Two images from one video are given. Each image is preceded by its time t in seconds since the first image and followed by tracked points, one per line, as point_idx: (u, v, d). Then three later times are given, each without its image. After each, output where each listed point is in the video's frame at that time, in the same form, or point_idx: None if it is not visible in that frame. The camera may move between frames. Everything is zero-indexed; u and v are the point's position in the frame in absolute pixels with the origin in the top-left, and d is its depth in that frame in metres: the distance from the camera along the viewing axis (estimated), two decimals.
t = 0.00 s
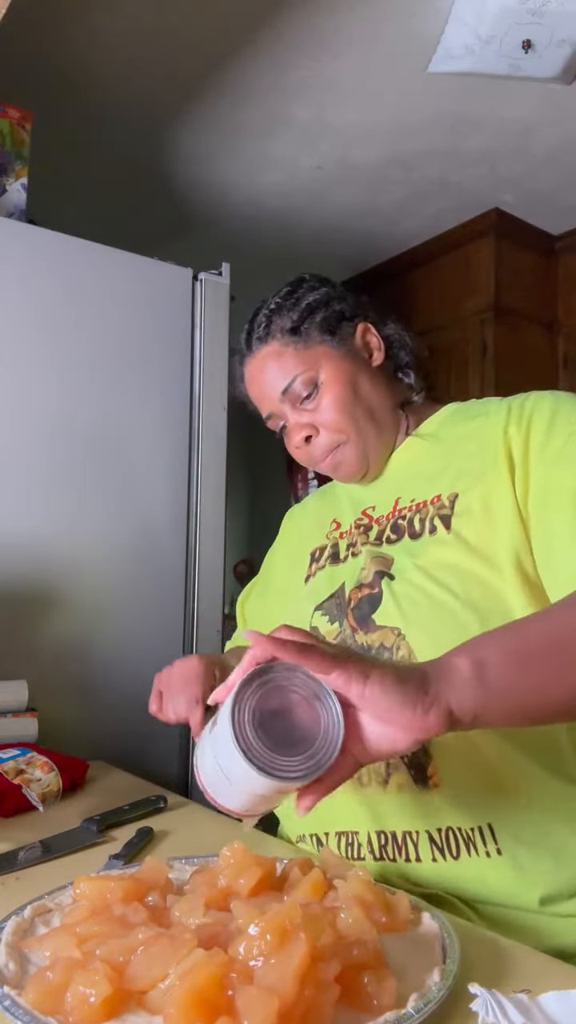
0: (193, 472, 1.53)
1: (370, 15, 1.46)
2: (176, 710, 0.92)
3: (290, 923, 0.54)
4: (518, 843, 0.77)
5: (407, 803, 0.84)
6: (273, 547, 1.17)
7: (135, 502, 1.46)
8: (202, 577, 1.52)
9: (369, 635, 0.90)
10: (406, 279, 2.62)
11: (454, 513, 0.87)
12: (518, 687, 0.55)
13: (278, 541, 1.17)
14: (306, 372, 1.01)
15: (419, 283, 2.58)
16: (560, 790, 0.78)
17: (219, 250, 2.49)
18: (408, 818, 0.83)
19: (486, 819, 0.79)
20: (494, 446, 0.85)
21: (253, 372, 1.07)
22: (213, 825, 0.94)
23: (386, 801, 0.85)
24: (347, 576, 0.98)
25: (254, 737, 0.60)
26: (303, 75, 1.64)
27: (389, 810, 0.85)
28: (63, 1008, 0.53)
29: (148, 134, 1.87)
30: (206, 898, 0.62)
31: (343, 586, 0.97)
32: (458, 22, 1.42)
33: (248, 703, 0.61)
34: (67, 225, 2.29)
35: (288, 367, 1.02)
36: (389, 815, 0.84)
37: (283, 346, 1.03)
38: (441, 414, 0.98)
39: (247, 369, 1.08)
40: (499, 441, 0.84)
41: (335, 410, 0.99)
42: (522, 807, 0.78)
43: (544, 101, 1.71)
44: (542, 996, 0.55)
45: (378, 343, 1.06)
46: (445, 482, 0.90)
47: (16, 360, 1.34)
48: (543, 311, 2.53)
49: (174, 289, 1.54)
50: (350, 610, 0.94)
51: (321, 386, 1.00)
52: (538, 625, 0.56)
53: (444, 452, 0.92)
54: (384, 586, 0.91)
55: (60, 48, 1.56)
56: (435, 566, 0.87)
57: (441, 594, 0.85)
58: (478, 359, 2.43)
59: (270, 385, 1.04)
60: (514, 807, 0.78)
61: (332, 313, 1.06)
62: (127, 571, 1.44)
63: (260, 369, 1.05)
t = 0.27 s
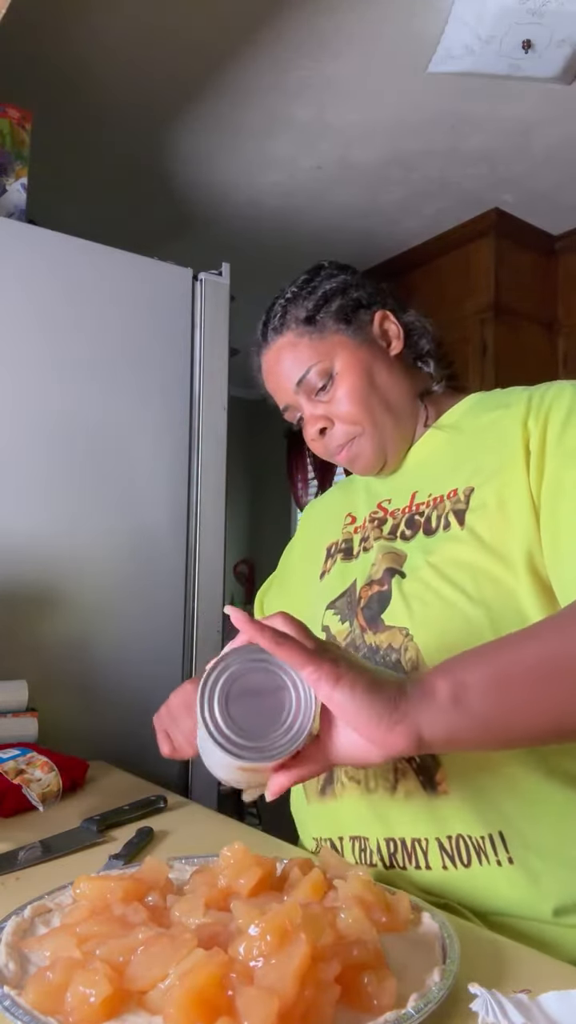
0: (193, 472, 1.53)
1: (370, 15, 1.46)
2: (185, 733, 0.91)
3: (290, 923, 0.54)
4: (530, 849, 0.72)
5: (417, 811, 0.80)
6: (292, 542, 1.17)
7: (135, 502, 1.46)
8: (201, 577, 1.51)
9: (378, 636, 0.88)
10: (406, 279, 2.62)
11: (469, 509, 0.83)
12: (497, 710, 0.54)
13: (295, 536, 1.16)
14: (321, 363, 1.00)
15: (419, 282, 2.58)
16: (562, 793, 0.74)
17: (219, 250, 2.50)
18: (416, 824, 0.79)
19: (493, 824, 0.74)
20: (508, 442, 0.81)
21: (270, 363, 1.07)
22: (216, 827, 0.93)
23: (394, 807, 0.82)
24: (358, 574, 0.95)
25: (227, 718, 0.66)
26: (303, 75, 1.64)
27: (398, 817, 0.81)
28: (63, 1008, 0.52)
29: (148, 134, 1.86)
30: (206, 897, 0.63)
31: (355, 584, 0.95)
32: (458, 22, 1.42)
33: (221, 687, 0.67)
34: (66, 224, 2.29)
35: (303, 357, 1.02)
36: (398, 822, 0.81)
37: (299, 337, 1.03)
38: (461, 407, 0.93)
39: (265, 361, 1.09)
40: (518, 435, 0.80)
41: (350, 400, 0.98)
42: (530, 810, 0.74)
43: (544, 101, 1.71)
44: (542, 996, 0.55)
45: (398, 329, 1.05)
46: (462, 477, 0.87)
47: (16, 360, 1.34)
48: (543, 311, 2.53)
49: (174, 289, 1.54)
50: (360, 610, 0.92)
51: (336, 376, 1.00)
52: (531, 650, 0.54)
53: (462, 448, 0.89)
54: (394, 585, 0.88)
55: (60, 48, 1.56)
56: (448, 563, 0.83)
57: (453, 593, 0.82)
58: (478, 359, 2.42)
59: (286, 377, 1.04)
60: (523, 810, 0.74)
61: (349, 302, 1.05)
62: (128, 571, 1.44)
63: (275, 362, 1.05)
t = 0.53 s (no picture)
0: (193, 473, 1.53)
1: (370, 15, 1.46)
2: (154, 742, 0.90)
3: (290, 923, 0.54)
4: (539, 858, 0.71)
5: (423, 815, 0.79)
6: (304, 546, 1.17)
7: (135, 502, 1.46)
8: (201, 578, 1.51)
9: (378, 640, 0.88)
10: (406, 279, 2.62)
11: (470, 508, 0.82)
12: (486, 726, 0.49)
13: (306, 540, 1.16)
14: (323, 362, 1.01)
15: (419, 282, 2.58)
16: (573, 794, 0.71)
17: (219, 250, 2.50)
18: (427, 831, 0.78)
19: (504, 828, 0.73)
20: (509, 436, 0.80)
21: (273, 365, 1.08)
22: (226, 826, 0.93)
23: (401, 812, 0.81)
24: (362, 575, 0.95)
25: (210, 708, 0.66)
26: (304, 75, 1.64)
27: (406, 823, 0.81)
28: (63, 1008, 0.52)
29: (148, 134, 1.86)
30: (206, 896, 0.63)
31: (359, 585, 0.95)
32: (458, 22, 1.42)
33: (205, 677, 0.67)
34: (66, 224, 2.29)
35: (304, 357, 1.02)
36: (407, 827, 0.80)
37: (300, 337, 1.03)
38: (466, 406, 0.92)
39: (268, 361, 1.09)
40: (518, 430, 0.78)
41: (353, 400, 0.98)
42: (541, 813, 0.72)
43: (544, 101, 1.71)
44: (542, 996, 0.55)
45: (401, 326, 1.04)
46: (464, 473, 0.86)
47: (16, 360, 1.34)
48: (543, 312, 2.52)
49: (174, 289, 1.54)
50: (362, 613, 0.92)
51: (338, 376, 1.00)
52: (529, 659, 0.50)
53: (467, 444, 0.88)
54: (395, 586, 0.88)
55: (60, 48, 1.56)
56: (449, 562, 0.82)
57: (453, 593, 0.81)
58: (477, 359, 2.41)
59: (289, 378, 1.04)
60: (534, 813, 0.72)
61: (350, 300, 1.05)
62: (127, 571, 1.44)
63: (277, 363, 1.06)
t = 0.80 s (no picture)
0: (193, 473, 1.53)
1: (370, 15, 1.46)
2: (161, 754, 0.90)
3: (291, 924, 0.53)
4: (540, 860, 0.71)
5: (419, 819, 0.79)
6: (310, 550, 1.17)
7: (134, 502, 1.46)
8: (202, 578, 1.51)
9: (372, 643, 0.88)
10: (406, 279, 2.62)
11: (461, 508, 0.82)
12: (450, 726, 0.46)
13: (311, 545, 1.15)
14: (315, 374, 1.02)
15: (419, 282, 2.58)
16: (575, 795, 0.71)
17: (219, 250, 2.50)
18: (424, 836, 0.78)
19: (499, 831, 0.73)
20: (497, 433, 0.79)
21: (271, 381, 1.10)
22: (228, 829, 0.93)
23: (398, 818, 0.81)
24: (360, 580, 0.95)
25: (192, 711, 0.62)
26: (304, 75, 1.64)
27: (404, 828, 0.80)
28: (63, 1008, 0.52)
29: (148, 134, 1.86)
30: (206, 895, 0.63)
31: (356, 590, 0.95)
32: (458, 22, 1.42)
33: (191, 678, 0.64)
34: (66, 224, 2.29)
35: (297, 371, 1.04)
36: (405, 834, 0.80)
37: (293, 351, 1.06)
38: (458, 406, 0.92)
39: (266, 376, 1.12)
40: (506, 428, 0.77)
41: (345, 409, 1.00)
42: (539, 815, 0.72)
43: (544, 101, 1.71)
44: (542, 997, 0.55)
45: (391, 332, 1.04)
46: (457, 472, 0.85)
47: (18, 360, 1.34)
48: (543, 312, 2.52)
49: (174, 288, 1.53)
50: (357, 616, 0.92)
51: (330, 386, 1.01)
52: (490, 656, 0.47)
53: (460, 443, 0.87)
54: (388, 588, 0.88)
55: (60, 48, 1.56)
56: (441, 562, 0.82)
57: (445, 593, 0.80)
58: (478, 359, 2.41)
59: (286, 392, 1.07)
60: (532, 814, 0.72)
61: (339, 309, 1.06)
62: (127, 571, 1.44)
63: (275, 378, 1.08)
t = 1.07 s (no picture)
0: (193, 473, 1.53)
1: (369, 16, 1.46)
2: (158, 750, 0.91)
3: (291, 925, 0.53)
4: (539, 859, 0.71)
5: (420, 820, 0.79)
6: (312, 553, 1.16)
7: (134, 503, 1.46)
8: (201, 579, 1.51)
9: (371, 644, 0.87)
10: (405, 279, 2.62)
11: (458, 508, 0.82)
12: (417, 697, 0.46)
13: (312, 546, 1.15)
14: (312, 379, 1.03)
15: (419, 283, 2.58)
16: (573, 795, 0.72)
17: (219, 250, 2.50)
18: (423, 837, 0.78)
19: (498, 830, 0.73)
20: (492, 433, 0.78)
21: (269, 385, 1.11)
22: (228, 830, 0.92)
23: (398, 820, 0.81)
24: (360, 582, 0.95)
25: (170, 689, 0.62)
26: (304, 75, 1.64)
27: (402, 829, 0.80)
28: (63, 1008, 0.52)
29: (148, 133, 1.86)
30: (206, 895, 0.63)
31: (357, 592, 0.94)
32: (458, 23, 1.42)
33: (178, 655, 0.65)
34: (67, 224, 2.29)
35: (295, 374, 1.05)
36: (405, 836, 0.80)
37: (290, 356, 1.06)
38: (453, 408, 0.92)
39: (264, 381, 1.12)
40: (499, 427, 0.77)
41: (343, 411, 1.00)
42: (537, 819, 0.72)
43: (544, 101, 1.71)
44: (542, 996, 0.55)
45: (388, 335, 1.04)
46: (454, 473, 0.85)
47: (19, 360, 1.34)
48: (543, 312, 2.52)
49: (174, 289, 1.53)
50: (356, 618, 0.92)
51: (328, 389, 1.02)
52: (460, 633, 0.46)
53: (456, 443, 0.87)
54: (387, 592, 0.87)
55: (60, 48, 1.56)
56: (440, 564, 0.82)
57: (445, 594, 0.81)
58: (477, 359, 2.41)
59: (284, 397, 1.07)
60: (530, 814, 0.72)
61: (336, 312, 1.06)
62: (127, 572, 1.44)
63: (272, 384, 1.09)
